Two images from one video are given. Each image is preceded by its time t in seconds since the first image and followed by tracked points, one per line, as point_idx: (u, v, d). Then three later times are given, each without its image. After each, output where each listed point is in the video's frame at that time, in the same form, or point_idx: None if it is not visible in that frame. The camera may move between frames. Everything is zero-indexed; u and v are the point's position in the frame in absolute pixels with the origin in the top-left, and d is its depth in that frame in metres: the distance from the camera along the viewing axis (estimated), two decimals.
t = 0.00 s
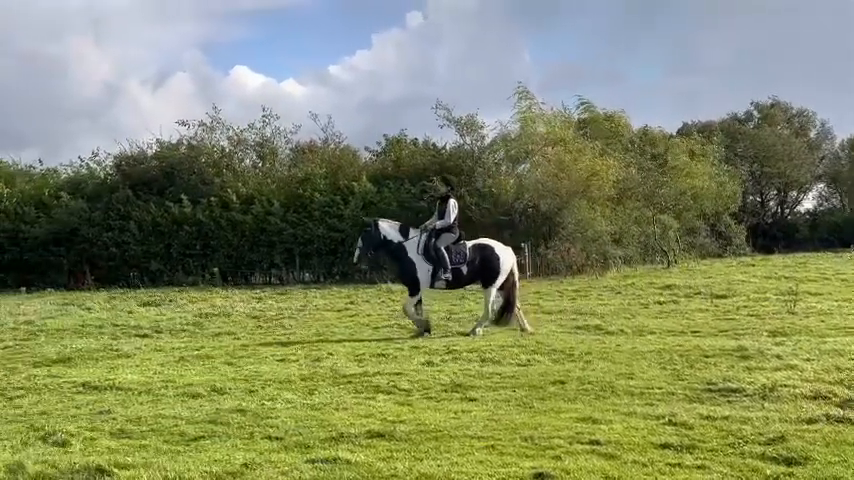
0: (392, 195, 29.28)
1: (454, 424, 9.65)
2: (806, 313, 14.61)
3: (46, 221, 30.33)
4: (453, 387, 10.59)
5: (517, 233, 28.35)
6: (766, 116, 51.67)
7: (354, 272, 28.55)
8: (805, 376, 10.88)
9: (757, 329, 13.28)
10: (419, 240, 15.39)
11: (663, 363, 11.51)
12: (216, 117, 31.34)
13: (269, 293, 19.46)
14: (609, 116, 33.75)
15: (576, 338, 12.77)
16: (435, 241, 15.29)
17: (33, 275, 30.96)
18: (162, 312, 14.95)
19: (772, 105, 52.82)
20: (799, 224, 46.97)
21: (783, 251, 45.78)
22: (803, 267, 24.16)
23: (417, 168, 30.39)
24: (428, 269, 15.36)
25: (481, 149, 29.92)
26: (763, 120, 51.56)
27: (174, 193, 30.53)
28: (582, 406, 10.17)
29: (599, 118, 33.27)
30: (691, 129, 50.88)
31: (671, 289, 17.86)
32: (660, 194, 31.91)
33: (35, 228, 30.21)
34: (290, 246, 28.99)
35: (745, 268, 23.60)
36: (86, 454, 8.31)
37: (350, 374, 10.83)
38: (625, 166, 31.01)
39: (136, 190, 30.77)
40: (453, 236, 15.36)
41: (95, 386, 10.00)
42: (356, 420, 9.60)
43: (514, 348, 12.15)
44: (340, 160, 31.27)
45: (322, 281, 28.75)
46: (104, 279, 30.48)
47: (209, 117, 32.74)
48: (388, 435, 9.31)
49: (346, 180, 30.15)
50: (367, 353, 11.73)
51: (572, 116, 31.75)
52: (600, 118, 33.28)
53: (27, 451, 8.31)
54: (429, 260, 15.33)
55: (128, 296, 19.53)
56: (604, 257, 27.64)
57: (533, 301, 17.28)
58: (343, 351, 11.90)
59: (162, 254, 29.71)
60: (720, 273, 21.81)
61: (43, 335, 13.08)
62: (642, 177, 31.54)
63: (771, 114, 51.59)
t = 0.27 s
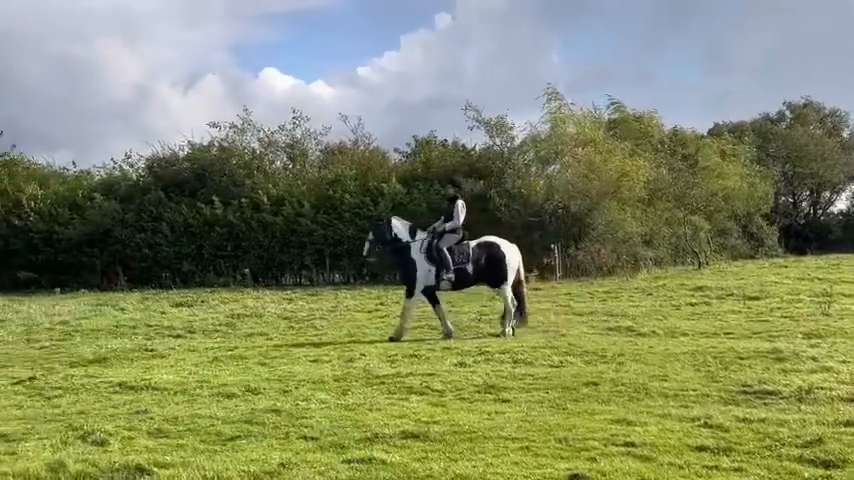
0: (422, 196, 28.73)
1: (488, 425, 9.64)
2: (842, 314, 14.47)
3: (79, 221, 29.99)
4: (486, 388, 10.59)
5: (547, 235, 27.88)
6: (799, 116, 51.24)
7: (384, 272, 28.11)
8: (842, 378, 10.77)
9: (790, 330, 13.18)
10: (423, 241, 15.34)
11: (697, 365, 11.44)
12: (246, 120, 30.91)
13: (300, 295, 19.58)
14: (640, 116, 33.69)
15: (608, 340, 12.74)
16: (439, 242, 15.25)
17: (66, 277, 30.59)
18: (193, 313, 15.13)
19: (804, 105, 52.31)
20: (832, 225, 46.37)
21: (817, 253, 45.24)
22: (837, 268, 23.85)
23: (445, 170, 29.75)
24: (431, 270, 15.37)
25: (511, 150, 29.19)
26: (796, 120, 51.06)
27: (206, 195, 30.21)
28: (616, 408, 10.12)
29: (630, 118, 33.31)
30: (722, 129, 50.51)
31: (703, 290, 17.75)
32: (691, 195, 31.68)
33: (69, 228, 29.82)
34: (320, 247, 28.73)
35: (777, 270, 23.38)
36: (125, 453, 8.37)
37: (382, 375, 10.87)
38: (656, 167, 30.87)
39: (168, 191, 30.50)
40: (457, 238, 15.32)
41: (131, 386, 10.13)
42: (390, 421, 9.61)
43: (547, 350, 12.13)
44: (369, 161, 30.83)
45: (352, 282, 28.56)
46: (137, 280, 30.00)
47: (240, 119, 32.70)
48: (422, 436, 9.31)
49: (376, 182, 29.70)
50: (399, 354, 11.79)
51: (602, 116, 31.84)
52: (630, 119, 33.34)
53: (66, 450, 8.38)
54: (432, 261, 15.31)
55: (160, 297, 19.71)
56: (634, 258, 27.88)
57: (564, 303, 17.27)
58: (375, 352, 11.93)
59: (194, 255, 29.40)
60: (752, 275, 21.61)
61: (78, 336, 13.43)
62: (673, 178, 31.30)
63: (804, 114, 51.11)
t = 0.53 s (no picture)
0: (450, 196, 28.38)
1: (520, 426, 9.60)
2: None
3: (110, 221, 29.61)
4: (517, 389, 10.60)
5: (575, 235, 27.77)
6: (830, 115, 50.78)
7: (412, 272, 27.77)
8: None
9: (823, 332, 13.06)
10: (426, 241, 15.24)
11: (730, 367, 11.36)
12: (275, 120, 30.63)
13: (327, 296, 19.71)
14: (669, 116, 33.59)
15: (638, 341, 12.72)
16: (442, 242, 15.11)
17: (96, 278, 30.14)
18: (221, 314, 15.29)
19: (836, 104, 51.81)
20: None
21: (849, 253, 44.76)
22: None
23: (473, 170, 29.38)
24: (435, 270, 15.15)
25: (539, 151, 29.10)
26: (827, 119, 50.57)
27: (236, 196, 29.97)
28: (648, 409, 10.05)
29: (659, 118, 33.26)
30: (751, 128, 50.13)
31: (734, 291, 17.62)
32: (720, 195, 31.44)
33: (99, 229, 29.45)
34: (348, 247, 28.51)
35: (808, 271, 23.15)
36: (160, 451, 8.42)
37: (414, 375, 10.90)
38: (685, 166, 30.67)
39: (198, 192, 30.17)
40: (461, 237, 15.18)
41: (164, 385, 10.27)
42: (422, 421, 9.60)
43: (578, 350, 12.11)
44: (397, 162, 30.70)
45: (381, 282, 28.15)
46: (167, 281, 29.73)
47: (268, 119, 32.62)
48: (454, 436, 9.29)
49: (404, 183, 29.72)
50: (429, 354, 11.86)
51: (630, 117, 31.75)
52: (659, 119, 33.27)
53: (102, 448, 8.45)
54: (436, 261, 15.12)
55: (191, 298, 19.88)
56: (663, 259, 27.65)
57: (592, 303, 17.24)
58: (405, 352, 11.96)
59: (223, 256, 29.22)
60: (783, 275, 21.40)
61: (110, 336, 13.73)
62: (702, 177, 31.11)
63: (835, 113, 50.64)
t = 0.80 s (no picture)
0: (476, 196, 28.49)
1: (549, 426, 9.57)
2: None
3: (138, 222, 29.58)
4: (547, 389, 10.67)
5: (602, 235, 27.66)
6: None
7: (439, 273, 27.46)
8: None
9: None
10: (430, 242, 14.99)
11: (761, 367, 11.29)
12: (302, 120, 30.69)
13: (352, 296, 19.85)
14: (696, 115, 33.43)
15: (667, 341, 12.74)
16: (446, 243, 14.95)
17: (125, 278, 29.91)
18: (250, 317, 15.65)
19: None
20: None
21: None
22: None
23: (500, 171, 29.08)
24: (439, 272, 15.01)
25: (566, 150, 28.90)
26: None
27: (264, 196, 29.84)
28: (679, 409, 10.01)
29: (686, 118, 33.16)
30: (780, 127, 49.72)
31: (764, 291, 17.51)
32: (748, 195, 31.26)
33: (129, 229, 29.44)
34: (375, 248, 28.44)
35: (838, 271, 22.91)
36: (193, 449, 8.47)
37: (442, 374, 10.96)
38: (712, 165, 30.52)
39: (226, 192, 30.12)
40: (464, 238, 15.11)
41: (195, 384, 10.43)
42: (452, 421, 9.60)
43: (609, 351, 12.15)
44: (423, 162, 30.60)
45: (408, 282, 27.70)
46: (195, 282, 29.57)
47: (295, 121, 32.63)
48: (484, 435, 9.28)
49: (430, 183, 29.56)
50: (458, 354, 12.04)
51: (657, 116, 31.62)
52: (687, 119, 33.18)
53: (136, 445, 8.51)
54: (440, 263, 14.97)
55: (220, 297, 20.05)
56: (691, 259, 27.69)
57: (620, 304, 17.21)
58: (433, 353, 12.07)
59: (251, 256, 29.14)
60: (813, 276, 21.20)
61: (141, 335, 14.17)
62: (730, 176, 31.05)
63: None
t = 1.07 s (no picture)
0: (502, 195, 28.34)
1: (578, 425, 9.55)
2: None
3: (166, 222, 29.81)
4: (574, 388, 10.76)
5: (629, 234, 27.51)
6: None
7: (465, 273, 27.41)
8: None
9: None
10: (431, 242, 15.15)
11: (790, 367, 11.22)
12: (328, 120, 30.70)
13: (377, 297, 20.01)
14: (723, 115, 33.27)
15: (695, 341, 12.76)
16: (447, 243, 15.15)
17: (153, 277, 30.08)
18: (278, 318, 16.19)
19: None
20: None
21: None
22: None
23: (525, 170, 28.95)
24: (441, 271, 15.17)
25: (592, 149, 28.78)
26: None
27: (290, 196, 29.92)
28: (708, 409, 9.94)
29: (713, 117, 33.01)
30: (809, 126, 49.30)
31: (793, 290, 17.38)
32: (776, 194, 31.02)
33: (156, 229, 29.67)
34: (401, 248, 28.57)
35: None
36: (223, 447, 8.50)
37: (469, 373, 11.24)
38: (740, 164, 30.29)
39: (252, 192, 30.24)
40: (465, 238, 15.30)
41: (223, 382, 10.73)
42: (480, 420, 9.63)
43: (635, 350, 12.33)
44: (448, 161, 30.32)
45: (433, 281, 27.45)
46: (222, 281, 29.71)
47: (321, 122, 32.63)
48: (513, 435, 9.26)
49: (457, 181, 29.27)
50: (484, 353, 12.73)
51: (684, 116, 31.45)
52: (713, 118, 33.03)
53: (166, 443, 8.52)
54: (441, 262, 15.16)
55: (248, 297, 20.29)
56: (718, 258, 27.70)
57: (647, 304, 17.14)
58: (460, 351, 13.07)
59: (277, 255, 29.25)
60: (843, 276, 20.97)
61: (169, 334, 14.64)
62: (758, 174, 30.85)
63: None
